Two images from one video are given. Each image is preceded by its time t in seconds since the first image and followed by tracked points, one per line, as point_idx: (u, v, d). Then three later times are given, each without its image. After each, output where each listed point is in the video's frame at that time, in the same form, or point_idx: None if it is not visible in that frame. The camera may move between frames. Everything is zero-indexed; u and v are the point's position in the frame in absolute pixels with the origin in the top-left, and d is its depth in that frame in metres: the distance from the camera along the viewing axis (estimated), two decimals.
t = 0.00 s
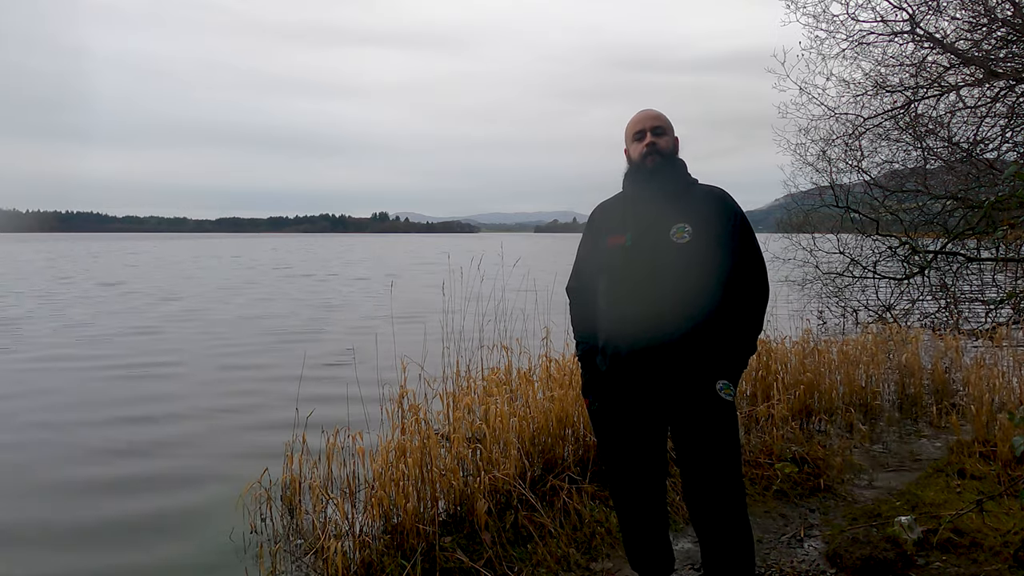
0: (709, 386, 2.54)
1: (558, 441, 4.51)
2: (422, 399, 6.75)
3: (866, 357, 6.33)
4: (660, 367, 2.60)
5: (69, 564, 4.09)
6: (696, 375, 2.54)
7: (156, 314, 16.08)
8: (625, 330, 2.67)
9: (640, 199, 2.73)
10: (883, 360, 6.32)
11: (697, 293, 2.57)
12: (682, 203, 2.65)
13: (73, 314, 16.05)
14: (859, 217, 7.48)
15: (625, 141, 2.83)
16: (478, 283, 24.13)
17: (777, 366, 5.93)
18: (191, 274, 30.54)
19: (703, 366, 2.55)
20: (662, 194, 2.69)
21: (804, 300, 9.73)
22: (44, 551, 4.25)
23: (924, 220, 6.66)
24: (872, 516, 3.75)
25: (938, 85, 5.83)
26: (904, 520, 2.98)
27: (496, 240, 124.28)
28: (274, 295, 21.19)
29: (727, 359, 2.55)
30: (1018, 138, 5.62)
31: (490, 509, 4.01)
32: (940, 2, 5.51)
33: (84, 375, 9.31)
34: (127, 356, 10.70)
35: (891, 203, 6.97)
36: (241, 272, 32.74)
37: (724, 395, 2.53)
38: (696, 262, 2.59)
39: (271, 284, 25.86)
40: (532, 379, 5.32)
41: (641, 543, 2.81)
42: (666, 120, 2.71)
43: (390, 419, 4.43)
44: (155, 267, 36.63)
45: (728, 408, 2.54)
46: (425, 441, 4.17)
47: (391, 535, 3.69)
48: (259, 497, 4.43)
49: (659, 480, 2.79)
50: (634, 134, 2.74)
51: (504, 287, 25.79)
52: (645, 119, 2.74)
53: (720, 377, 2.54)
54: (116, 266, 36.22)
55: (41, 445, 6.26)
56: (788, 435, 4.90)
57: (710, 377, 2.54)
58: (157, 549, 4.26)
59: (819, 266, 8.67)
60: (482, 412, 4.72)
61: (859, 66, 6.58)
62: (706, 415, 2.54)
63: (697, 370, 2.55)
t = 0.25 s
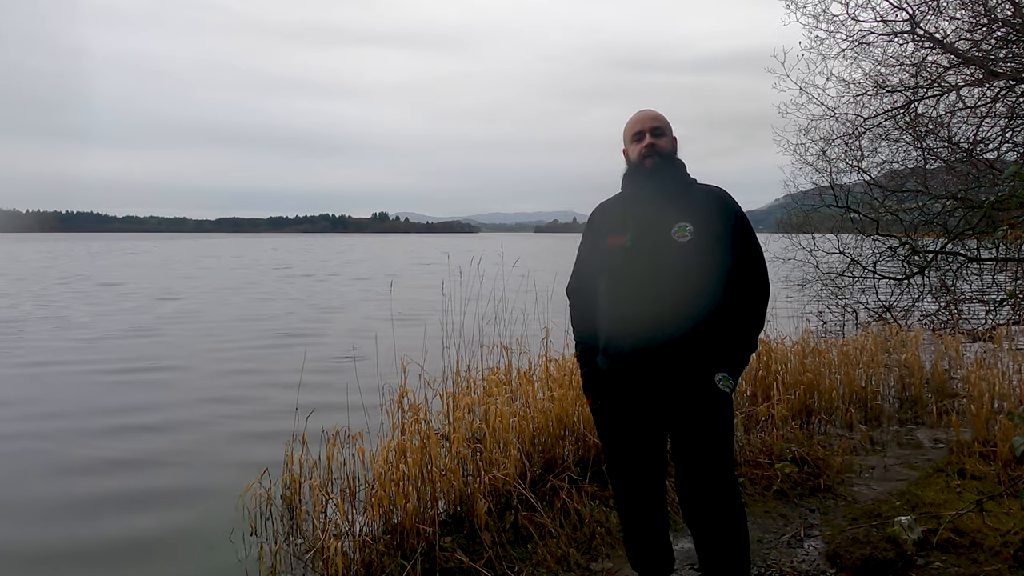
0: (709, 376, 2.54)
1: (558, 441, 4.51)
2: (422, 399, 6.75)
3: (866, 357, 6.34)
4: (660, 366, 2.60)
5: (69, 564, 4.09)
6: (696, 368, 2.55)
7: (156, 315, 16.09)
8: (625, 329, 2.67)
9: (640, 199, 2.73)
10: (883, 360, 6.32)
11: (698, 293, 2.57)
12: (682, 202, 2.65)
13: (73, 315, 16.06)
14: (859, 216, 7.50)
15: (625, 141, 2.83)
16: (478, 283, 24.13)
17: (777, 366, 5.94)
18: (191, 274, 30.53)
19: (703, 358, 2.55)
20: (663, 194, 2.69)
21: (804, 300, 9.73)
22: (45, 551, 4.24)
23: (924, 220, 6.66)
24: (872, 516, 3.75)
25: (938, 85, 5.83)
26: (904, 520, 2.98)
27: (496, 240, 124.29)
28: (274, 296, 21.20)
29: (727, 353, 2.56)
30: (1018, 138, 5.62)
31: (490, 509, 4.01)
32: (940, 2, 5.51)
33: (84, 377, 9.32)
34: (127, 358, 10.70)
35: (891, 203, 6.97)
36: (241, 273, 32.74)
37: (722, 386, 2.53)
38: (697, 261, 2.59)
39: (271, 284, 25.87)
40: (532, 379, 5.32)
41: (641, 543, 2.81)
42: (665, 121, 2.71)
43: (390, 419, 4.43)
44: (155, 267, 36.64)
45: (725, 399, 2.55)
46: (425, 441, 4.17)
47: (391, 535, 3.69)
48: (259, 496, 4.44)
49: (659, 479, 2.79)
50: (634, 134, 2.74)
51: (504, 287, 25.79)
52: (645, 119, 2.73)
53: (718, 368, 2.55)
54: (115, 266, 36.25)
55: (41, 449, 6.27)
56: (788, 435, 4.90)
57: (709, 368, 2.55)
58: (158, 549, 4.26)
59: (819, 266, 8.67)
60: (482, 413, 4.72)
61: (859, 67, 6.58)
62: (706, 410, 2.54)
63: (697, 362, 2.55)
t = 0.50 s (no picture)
0: (709, 386, 2.54)
1: (558, 441, 4.51)
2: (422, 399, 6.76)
3: (866, 357, 6.33)
4: (660, 367, 2.60)
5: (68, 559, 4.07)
6: (697, 375, 2.54)
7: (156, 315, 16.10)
8: (625, 330, 2.67)
9: (640, 199, 2.73)
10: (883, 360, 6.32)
11: (697, 293, 2.57)
12: (682, 203, 2.65)
13: (73, 315, 16.07)
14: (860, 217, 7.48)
15: (624, 142, 2.83)
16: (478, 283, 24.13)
17: (777, 366, 5.94)
18: (190, 275, 30.53)
19: (704, 367, 2.55)
20: (662, 194, 2.69)
21: (803, 300, 9.73)
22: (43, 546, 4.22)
23: (924, 220, 6.65)
24: (872, 516, 3.75)
25: (938, 85, 5.83)
26: (904, 521, 2.98)
27: (496, 240, 124.30)
28: (274, 296, 21.20)
29: (727, 358, 2.55)
30: (1018, 138, 5.62)
31: (490, 509, 4.01)
32: (940, 2, 5.51)
33: (84, 377, 9.31)
34: (127, 358, 10.69)
35: (891, 203, 6.97)
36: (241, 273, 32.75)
37: (724, 394, 2.53)
38: (697, 262, 2.59)
39: (272, 284, 25.88)
40: (532, 379, 5.32)
41: (641, 542, 2.81)
42: (665, 122, 2.71)
43: (390, 419, 4.44)
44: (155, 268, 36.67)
45: (726, 406, 2.54)
46: (425, 441, 4.17)
47: (391, 535, 3.69)
48: (259, 496, 4.44)
49: (659, 480, 2.79)
50: (634, 135, 2.74)
51: (504, 287, 25.80)
52: (645, 120, 2.73)
53: (720, 377, 2.54)
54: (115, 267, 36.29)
55: (40, 443, 6.25)
56: (788, 435, 4.90)
57: (710, 377, 2.54)
58: (157, 546, 4.25)
59: (819, 266, 8.67)
60: (482, 413, 4.72)
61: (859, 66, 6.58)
62: (706, 415, 2.54)
63: (697, 370, 2.55)
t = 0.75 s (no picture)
0: (709, 390, 2.53)
1: (558, 441, 4.51)
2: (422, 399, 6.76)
3: (865, 357, 6.34)
4: (660, 368, 2.60)
5: (67, 565, 4.07)
6: (697, 379, 2.54)
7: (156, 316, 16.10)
8: (625, 330, 2.67)
9: (639, 199, 2.73)
10: (883, 360, 6.33)
11: (697, 293, 2.57)
12: (682, 202, 2.65)
13: (73, 317, 16.07)
14: (859, 217, 7.57)
15: (624, 141, 2.82)
16: (478, 283, 24.13)
17: (777, 366, 5.94)
18: (190, 275, 30.52)
19: (704, 371, 2.54)
20: (661, 194, 2.68)
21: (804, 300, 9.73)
22: (42, 553, 4.23)
23: (923, 220, 6.65)
24: (872, 516, 3.75)
25: (938, 85, 5.83)
26: (904, 520, 2.98)
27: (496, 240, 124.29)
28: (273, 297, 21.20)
29: (727, 362, 2.55)
30: (1018, 138, 5.62)
31: (490, 509, 4.01)
32: (940, 2, 5.51)
33: (84, 380, 9.31)
34: (126, 360, 10.69)
35: (891, 203, 6.97)
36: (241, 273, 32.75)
37: (724, 400, 2.52)
38: (696, 261, 2.59)
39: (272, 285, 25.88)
40: (532, 379, 5.32)
41: (641, 543, 2.80)
42: (666, 121, 2.71)
43: (390, 419, 4.44)
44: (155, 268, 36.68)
45: (727, 412, 2.54)
46: (425, 441, 4.16)
47: (391, 535, 3.69)
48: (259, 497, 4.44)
49: (659, 481, 2.79)
50: (634, 134, 2.73)
51: (504, 287, 25.80)
52: (645, 119, 2.72)
53: (720, 382, 2.54)
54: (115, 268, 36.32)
55: (41, 448, 6.26)
56: (787, 435, 4.90)
57: (710, 381, 2.54)
58: (156, 550, 4.25)
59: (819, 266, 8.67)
60: (482, 413, 4.72)
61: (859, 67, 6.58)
62: (706, 418, 2.54)
63: (698, 374, 2.54)
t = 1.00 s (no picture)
0: (709, 391, 2.53)
1: (558, 441, 4.52)
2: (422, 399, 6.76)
3: (866, 357, 6.33)
4: (660, 368, 2.60)
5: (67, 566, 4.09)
6: (697, 379, 2.54)
7: (156, 317, 16.11)
8: (625, 330, 2.67)
9: (639, 199, 2.73)
10: (883, 360, 6.33)
11: (697, 293, 2.57)
12: (681, 202, 2.65)
13: (73, 317, 16.07)
14: (859, 217, 7.58)
15: (625, 141, 2.82)
16: (478, 283, 24.15)
17: (777, 366, 5.94)
18: (190, 275, 30.52)
19: (704, 372, 2.54)
20: (661, 194, 2.69)
21: (804, 300, 9.73)
22: (42, 555, 4.24)
23: (924, 220, 6.66)
24: (872, 516, 3.75)
25: (938, 85, 5.83)
26: (904, 520, 2.99)
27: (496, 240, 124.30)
28: (273, 297, 21.21)
29: (728, 362, 2.55)
30: (1018, 138, 5.62)
31: (490, 509, 4.01)
32: (940, 3, 5.51)
33: (84, 381, 9.32)
34: (127, 361, 10.69)
35: (891, 204, 6.97)
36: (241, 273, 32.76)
37: (724, 400, 2.53)
38: (696, 261, 2.59)
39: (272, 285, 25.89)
40: (532, 379, 5.32)
41: (641, 543, 2.81)
42: (666, 120, 2.71)
43: (390, 420, 4.44)
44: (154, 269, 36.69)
45: (727, 413, 2.54)
46: (425, 441, 4.16)
47: (391, 535, 3.69)
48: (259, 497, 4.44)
49: (659, 481, 2.79)
50: (634, 133, 2.73)
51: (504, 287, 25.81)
52: (645, 119, 2.73)
53: (721, 382, 2.54)
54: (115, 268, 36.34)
55: (41, 452, 6.28)
56: (787, 435, 4.90)
57: (711, 382, 2.54)
58: (156, 552, 4.27)
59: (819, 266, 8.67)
60: (482, 413, 4.72)
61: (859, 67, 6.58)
62: (706, 418, 2.54)
63: (698, 375, 2.55)
